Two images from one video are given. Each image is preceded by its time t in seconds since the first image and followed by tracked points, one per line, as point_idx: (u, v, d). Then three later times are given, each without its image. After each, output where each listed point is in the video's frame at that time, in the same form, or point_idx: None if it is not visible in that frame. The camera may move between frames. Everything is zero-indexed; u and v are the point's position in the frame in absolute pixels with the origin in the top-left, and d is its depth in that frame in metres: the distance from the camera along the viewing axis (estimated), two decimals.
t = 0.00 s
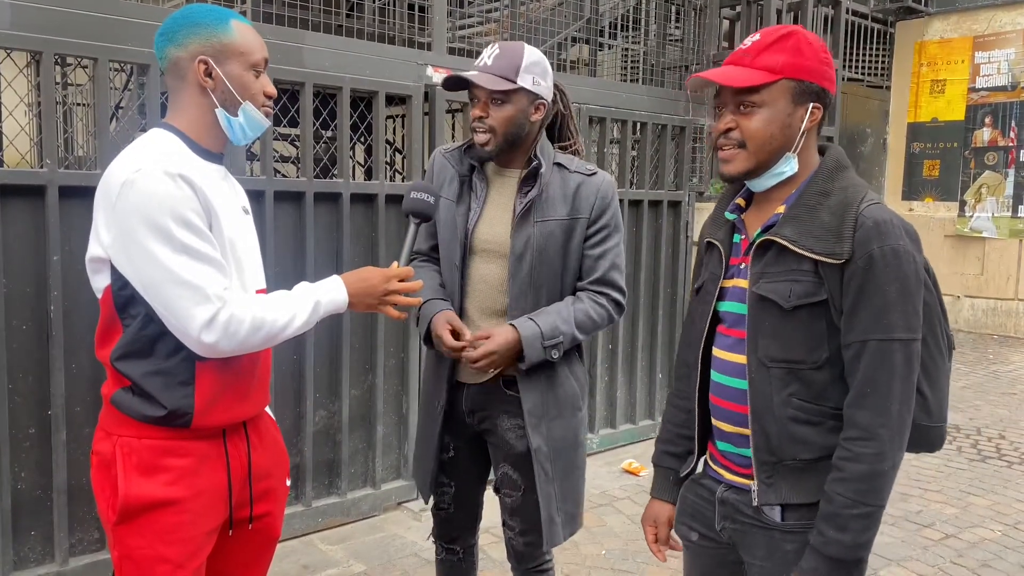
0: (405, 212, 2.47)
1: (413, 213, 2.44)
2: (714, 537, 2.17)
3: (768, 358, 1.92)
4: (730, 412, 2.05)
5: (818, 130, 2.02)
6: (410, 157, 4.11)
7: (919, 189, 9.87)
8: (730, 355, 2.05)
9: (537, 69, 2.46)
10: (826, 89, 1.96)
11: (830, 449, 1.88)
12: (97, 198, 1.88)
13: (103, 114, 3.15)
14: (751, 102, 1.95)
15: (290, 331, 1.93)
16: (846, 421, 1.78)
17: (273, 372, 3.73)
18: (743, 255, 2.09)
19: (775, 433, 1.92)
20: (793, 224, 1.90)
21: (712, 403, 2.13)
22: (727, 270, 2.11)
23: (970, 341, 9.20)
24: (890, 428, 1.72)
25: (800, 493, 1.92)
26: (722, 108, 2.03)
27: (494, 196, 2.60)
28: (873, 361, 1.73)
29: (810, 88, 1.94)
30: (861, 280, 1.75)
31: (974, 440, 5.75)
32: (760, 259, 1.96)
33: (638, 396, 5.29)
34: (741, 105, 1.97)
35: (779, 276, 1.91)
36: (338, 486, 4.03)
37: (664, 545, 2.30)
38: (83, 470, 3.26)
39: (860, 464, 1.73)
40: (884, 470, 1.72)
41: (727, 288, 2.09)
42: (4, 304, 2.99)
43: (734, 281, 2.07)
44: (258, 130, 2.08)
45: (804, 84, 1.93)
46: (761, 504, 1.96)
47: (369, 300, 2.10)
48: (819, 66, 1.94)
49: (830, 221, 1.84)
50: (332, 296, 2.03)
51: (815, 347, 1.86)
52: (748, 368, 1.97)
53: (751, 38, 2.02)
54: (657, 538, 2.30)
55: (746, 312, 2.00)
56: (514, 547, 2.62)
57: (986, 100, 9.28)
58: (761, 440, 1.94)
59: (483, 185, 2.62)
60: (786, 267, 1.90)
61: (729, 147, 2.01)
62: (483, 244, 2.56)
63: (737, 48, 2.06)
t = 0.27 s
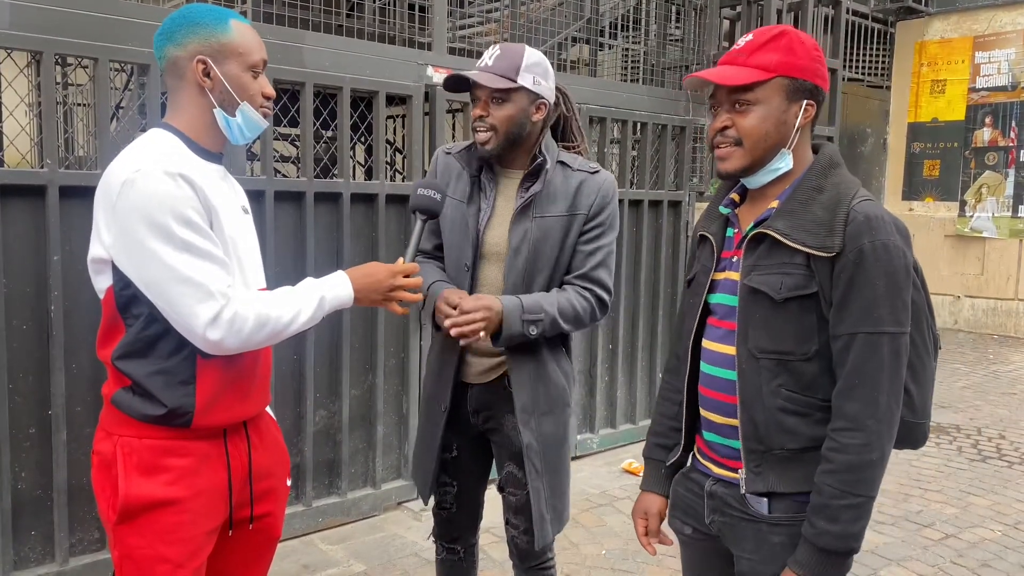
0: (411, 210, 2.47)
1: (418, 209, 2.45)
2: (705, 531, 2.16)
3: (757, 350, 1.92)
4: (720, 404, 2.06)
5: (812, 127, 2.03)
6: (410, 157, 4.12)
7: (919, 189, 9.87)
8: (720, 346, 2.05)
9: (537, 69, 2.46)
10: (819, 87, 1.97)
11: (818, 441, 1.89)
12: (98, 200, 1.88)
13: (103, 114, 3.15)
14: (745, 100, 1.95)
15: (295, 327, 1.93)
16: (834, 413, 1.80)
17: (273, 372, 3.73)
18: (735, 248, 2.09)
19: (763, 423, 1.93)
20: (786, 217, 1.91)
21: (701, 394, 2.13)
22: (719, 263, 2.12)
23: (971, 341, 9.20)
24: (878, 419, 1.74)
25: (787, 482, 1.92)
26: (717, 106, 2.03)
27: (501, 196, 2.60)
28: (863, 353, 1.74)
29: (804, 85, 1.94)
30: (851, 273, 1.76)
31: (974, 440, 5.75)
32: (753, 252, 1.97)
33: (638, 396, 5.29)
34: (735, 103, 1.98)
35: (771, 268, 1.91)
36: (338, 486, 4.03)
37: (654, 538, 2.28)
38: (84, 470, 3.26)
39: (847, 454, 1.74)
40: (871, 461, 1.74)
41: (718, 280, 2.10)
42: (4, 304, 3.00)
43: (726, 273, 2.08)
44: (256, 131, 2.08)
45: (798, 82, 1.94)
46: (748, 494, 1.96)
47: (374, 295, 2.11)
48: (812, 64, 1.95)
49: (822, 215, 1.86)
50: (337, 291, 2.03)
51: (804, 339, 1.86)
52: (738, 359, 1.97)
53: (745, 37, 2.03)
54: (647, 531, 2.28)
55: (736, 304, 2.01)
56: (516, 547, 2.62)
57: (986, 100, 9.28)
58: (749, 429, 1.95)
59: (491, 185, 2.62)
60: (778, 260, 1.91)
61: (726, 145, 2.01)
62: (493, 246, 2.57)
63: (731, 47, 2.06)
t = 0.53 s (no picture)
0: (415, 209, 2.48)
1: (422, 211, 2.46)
2: (704, 529, 2.15)
3: (758, 346, 1.92)
4: (719, 401, 2.06)
5: (812, 128, 2.04)
6: (410, 158, 4.12)
7: (919, 191, 9.89)
8: (719, 343, 2.05)
9: (537, 67, 2.46)
10: (820, 89, 1.99)
11: (817, 436, 1.90)
12: (100, 202, 1.88)
13: (105, 116, 3.15)
14: (749, 99, 1.96)
15: (299, 327, 1.93)
16: (835, 407, 1.81)
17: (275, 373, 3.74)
18: (736, 246, 2.08)
19: (763, 417, 1.93)
20: (788, 214, 1.91)
21: (700, 392, 2.13)
22: (719, 261, 2.12)
23: (971, 342, 9.20)
24: (879, 413, 1.76)
25: (786, 477, 1.92)
26: (720, 105, 2.04)
27: (499, 196, 2.61)
28: (864, 348, 1.75)
29: (806, 86, 1.96)
30: (854, 269, 1.77)
31: (974, 441, 5.76)
32: (754, 250, 1.97)
33: (639, 397, 5.30)
34: (739, 101, 1.98)
35: (772, 265, 1.91)
36: (339, 487, 4.03)
37: (656, 538, 2.28)
38: (85, 471, 3.27)
39: (848, 447, 1.76)
40: (872, 454, 1.76)
41: (718, 278, 2.11)
42: (5, 305, 3.00)
43: (727, 271, 2.07)
44: (257, 133, 2.08)
45: (800, 83, 1.95)
46: (745, 491, 1.96)
47: (377, 295, 2.11)
48: (813, 66, 1.96)
49: (823, 212, 1.87)
50: (341, 290, 2.03)
51: (805, 335, 1.87)
52: (738, 356, 1.97)
53: (748, 38, 2.04)
54: (649, 530, 2.29)
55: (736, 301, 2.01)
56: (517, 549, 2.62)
57: (986, 101, 9.28)
58: (748, 424, 1.95)
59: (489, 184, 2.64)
60: (779, 257, 1.91)
61: (728, 143, 2.01)
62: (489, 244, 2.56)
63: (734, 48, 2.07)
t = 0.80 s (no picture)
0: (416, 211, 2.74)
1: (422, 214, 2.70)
2: (708, 528, 2.15)
3: (763, 345, 1.92)
4: (722, 401, 2.06)
5: (814, 129, 2.04)
6: (411, 160, 4.13)
7: (920, 192, 9.88)
8: (723, 343, 2.05)
9: (536, 75, 2.43)
10: (822, 91, 1.99)
11: (820, 434, 1.90)
12: (103, 204, 1.88)
13: (106, 117, 3.16)
14: (752, 100, 1.96)
15: (301, 329, 1.93)
16: (839, 405, 1.81)
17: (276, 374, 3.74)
18: (738, 247, 2.09)
19: (767, 416, 1.93)
20: (791, 214, 1.92)
21: (703, 392, 2.13)
22: (722, 261, 2.12)
23: (973, 343, 9.19)
24: (883, 410, 1.76)
25: (791, 474, 1.92)
26: (723, 107, 2.04)
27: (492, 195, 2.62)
28: (868, 347, 1.76)
29: (808, 88, 1.96)
30: (857, 268, 1.78)
31: (975, 442, 5.75)
32: (758, 250, 1.97)
33: (640, 398, 5.30)
34: (742, 102, 1.98)
35: (776, 264, 1.92)
36: (340, 488, 4.03)
37: (660, 539, 2.28)
38: (86, 472, 3.27)
39: (853, 444, 1.76)
40: (877, 452, 1.76)
41: (721, 278, 2.10)
42: (7, 306, 3.00)
43: (730, 271, 2.08)
44: (259, 136, 2.09)
45: (803, 85, 1.95)
46: (748, 490, 1.97)
47: (378, 298, 2.12)
48: (816, 68, 1.96)
49: (826, 212, 1.87)
50: (342, 294, 2.04)
51: (809, 333, 1.87)
52: (742, 355, 1.97)
53: (751, 40, 2.03)
54: (653, 532, 2.29)
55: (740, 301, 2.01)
56: (519, 550, 2.63)
57: (987, 102, 9.28)
58: (753, 423, 1.95)
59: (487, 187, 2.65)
60: (783, 256, 1.91)
61: (731, 144, 2.01)
62: (483, 241, 2.57)
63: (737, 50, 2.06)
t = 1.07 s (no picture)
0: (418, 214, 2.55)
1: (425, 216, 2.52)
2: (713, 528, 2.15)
3: (766, 345, 1.92)
4: (726, 401, 2.05)
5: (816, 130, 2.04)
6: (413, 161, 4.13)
7: (921, 194, 9.88)
8: (727, 344, 2.05)
9: (555, 73, 2.44)
10: (825, 92, 1.99)
11: (824, 434, 1.91)
12: (105, 204, 1.88)
13: (108, 118, 3.16)
14: (756, 101, 1.96)
15: (302, 329, 1.93)
16: (843, 405, 1.81)
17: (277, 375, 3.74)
18: (742, 247, 2.08)
19: (771, 416, 1.93)
20: (794, 215, 1.92)
21: (707, 393, 2.12)
22: (725, 262, 2.11)
23: (974, 345, 9.18)
24: (887, 410, 1.76)
25: (795, 475, 1.92)
26: (726, 107, 2.03)
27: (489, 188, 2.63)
28: (872, 347, 1.76)
29: (811, 89, 1.96)
30: (861, 269, 1.78)
31: (977, 444, 5.75)
32: (761, 251, 1.96)
33: (641, 399, 5.30)
34: (746, 102, 1.98)
35: (779, 265, 1.91)
36: (342, 489, 4.03)
37: (663, 539, 2.29)
38: (87, 473, 3.27)
39: (857, 445, 1.76)
40: (881, 452, 1.76)
41: (725, 280, 2.10)
42: (8, 306, 3.00)
43: (733, 272, 2.07)
44: (261, 138, 2.09)
45: (806, 86, 1.95)
46: (752, 491, 1.96)
47: (383, 296, 2.12)
48: (818, 69, 1.97)
49: (829, 214, 1.87)
50: (343, 294, 2.04)
51: (813, 334, 1.87)
52: (746, 356, 1.97)
53: (754, 42, 2.04)
54: (656, 532, 2.29)
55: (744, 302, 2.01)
56: (520, 551, 2.63)
57: (989, 104, 9.27)
58: (757, 423, 1.95)
59: (483, 178, 2.66)
60: (786, 257, 1.91)
61: (734, 144, 2.01)
62: (477, 236, 2.58)
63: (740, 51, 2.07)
